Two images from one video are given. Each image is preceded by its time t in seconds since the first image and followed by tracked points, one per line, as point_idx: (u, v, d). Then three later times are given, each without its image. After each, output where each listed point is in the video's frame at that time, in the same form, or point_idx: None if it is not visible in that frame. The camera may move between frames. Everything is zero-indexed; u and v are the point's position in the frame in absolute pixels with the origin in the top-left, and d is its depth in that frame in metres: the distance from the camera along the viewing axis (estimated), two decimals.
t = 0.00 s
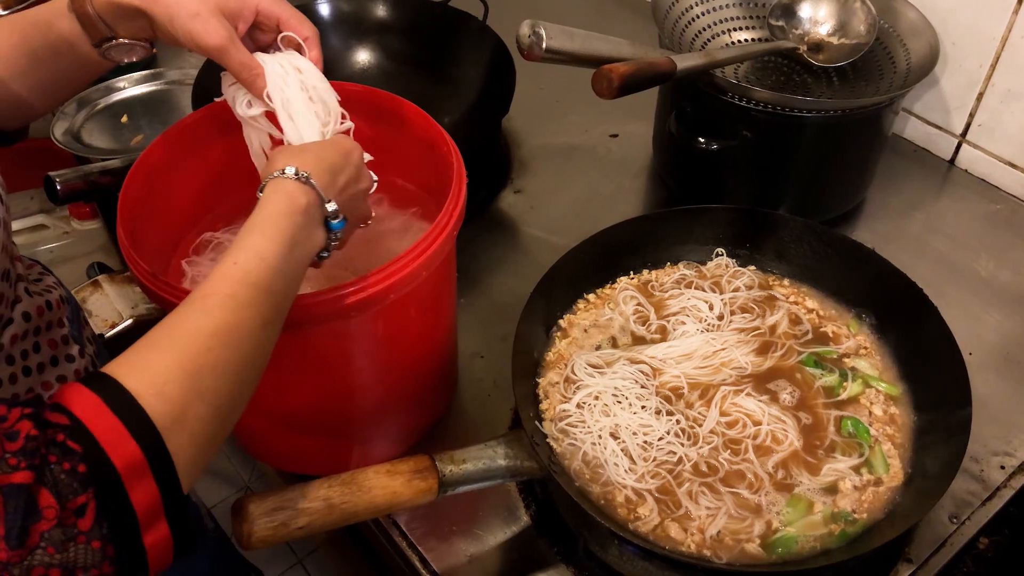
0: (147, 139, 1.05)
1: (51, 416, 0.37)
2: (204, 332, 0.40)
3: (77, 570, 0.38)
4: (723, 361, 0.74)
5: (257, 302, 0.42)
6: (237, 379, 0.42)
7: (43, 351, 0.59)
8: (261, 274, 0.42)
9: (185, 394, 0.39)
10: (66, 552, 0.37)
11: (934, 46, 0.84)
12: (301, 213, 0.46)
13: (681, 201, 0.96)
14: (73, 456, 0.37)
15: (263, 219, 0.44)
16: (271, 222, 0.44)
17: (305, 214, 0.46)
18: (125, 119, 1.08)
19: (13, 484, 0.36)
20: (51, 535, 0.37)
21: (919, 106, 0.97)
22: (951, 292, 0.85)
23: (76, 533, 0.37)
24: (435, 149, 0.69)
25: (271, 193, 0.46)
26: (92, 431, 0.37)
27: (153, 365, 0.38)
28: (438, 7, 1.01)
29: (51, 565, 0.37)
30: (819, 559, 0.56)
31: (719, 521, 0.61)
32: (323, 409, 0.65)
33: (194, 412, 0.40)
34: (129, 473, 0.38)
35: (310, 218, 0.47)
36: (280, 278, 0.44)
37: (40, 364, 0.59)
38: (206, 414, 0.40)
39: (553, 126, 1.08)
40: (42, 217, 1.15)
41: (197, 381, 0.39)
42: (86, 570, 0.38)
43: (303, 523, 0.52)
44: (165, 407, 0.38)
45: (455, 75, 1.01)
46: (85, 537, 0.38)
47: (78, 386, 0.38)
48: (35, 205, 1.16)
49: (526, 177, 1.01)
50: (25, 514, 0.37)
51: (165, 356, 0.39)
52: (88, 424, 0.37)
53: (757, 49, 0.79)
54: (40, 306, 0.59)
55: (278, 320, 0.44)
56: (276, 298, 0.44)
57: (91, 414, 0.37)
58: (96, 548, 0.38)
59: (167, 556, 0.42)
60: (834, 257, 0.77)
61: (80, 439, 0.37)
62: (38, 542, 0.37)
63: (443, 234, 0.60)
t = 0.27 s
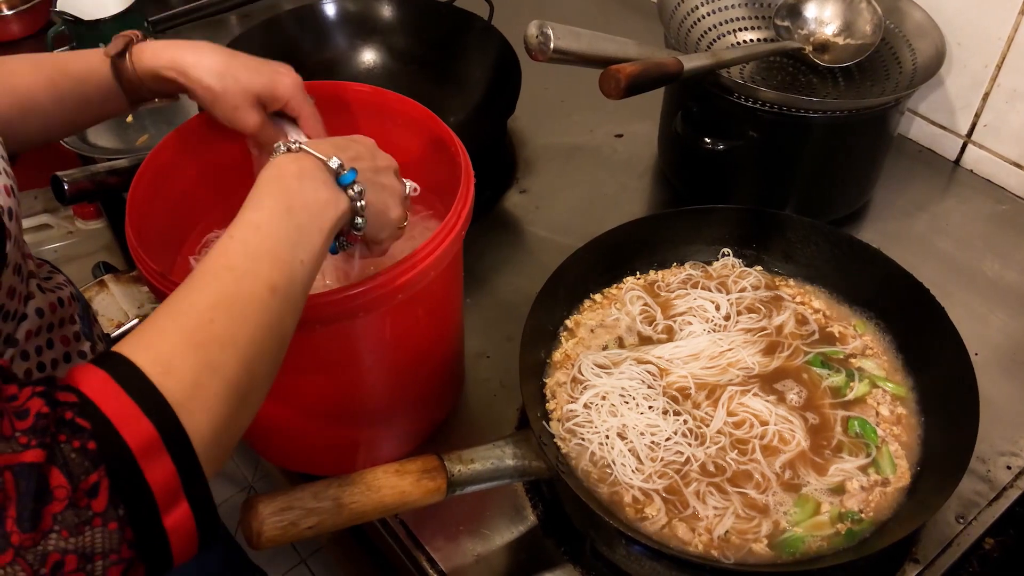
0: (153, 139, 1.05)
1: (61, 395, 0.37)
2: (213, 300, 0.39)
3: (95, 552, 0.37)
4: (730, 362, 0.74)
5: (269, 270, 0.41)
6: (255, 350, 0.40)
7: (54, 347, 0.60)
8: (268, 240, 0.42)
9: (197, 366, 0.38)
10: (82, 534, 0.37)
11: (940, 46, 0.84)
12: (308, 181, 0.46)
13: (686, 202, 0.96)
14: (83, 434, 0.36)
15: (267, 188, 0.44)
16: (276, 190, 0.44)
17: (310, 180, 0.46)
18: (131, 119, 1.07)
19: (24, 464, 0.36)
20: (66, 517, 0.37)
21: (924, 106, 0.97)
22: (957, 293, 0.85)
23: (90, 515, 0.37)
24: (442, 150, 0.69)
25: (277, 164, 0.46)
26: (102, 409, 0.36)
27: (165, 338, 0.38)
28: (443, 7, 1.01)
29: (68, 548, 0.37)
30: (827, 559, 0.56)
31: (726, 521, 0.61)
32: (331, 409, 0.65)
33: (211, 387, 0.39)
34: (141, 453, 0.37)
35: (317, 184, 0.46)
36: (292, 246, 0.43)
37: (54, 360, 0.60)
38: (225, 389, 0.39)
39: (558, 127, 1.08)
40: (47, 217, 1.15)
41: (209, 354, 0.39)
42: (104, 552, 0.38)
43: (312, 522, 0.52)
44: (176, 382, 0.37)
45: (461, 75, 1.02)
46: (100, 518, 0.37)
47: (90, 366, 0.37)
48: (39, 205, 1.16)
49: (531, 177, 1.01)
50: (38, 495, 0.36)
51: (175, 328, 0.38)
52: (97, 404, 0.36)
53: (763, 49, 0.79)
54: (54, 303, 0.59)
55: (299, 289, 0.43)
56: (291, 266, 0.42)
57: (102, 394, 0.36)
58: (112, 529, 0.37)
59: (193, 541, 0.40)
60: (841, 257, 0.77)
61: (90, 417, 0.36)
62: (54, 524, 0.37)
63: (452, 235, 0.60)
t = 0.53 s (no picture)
0: (156, 138, 1.05)
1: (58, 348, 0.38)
2: (195, 239, 0.39)
3: (113, 505, 0.39)
4: (735, 361, 0.74)
5: (245, 205, 0.41)
6: (240, 284, 0.40)
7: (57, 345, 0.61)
8: (240, 174, 0.42)
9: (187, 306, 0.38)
10: (98, 488, 0.38)
11: (944, 46, 0.84)
12: (275, 117, 0.46)
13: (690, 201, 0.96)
14: (83, 388, 0.37)
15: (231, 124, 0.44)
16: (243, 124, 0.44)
17: (274, 113, 0.46)
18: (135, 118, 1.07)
19: (32, 424, 0.37)
20: (78, 473, 0.38)
21: (928, 105, 0.97)
22: (961, 292, 0.85)
23: (103, 469, 0.38)
24: (447, 148, 0.69)
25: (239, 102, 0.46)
26: (102, 361, 0.37)
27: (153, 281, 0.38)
28: (447, 6, 1.01)
29: (86, 503, 0.38)
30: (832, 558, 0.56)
31: (731, 520, 0.61)
32: (335, 407, 0.65)
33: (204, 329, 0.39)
34: (145, 402, 0.37)
35: (283, 116, 0.46)
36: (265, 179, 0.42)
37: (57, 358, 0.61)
38: (222, 331, 0.39)
39: (561, 125, 1.08)
40: (49, 215, 1.15)
41: (194, 295, 0.38)
42: (121, 505, 0.39)
43: (318, 520, 0.53)
44: (167, 321, 0.38)
45: (464, 73, 1.02)
46: (113, 471, 0.38)
47: (85, 321, 0.38)
48: (41, 203, 1.16)
49: (534, 175, 1.01)
50: (49, 451, 0.37)
51: (160, 275, 0.38)
52: (95, 356, 0.37)
53: (767, 48, 0.79)
54: (57, 300, 0.61)
55: (279, 223, 0.42)
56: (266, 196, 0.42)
57: (98, 347, 0.37)
58: (127, 480, 0.39)
59: (210, 487, 0.42)
60: (846, 256, 0.77)
61: (89, 370, 0.37)
62: (68, 481, 0.38)
63: (457, 233, 0.60)
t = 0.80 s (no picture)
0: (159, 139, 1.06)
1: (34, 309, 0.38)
2: (176, 173, 0.39)
3: (103, 462, 0.40)
4: (735, 362, 0.74)
5: (228, 134, 0.41)
6: (222, 215, 0.40)
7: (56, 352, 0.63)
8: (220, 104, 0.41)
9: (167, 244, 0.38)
10: (82, 448, 0.39)
11: (944, 49, 0.85)
12: (255, 32, 0.44)
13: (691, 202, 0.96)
14: (56, 348, 0.37)
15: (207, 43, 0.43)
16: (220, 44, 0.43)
17: (254, 29, 0.45)
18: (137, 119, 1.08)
19: (8, 386, 0.37)
20: (61, 434, 0.38)
21: (928, 107, 0.97)
22: (961, 293, 0.85)
23: (86, 429, 0.38)
24: (450, 151, 0.69)
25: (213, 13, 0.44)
26: (76, 320, 0.37)
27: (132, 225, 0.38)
28: (449, 8, 1.02)
29: (74, 461, 0.39)
30: (831, 558, 0.57)
31: (731, 521, 0.61)
32: (338, 407, 0.66)
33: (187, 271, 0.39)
34: (123, 357, 0.37)
35: (263, 33, 0.45)
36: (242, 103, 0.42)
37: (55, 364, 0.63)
38: (212, 267, 0.39)
39: (563, 127, 1.08)
40: (53, 216, 1.16)
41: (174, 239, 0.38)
42: (111, 461, 0.40)
43: (322, 520, 0.53)
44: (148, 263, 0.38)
45: (466, 75, 1.02)
46: (97, 431, 0.38)
47: (59, 278, 0.38)
48: (44, 204, 1.17)
49: (536, 176, 1.02)
50: (29, 413, 0.37)
51: (144, 218, 0.38)
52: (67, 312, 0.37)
53: (767, 50, 0.79)
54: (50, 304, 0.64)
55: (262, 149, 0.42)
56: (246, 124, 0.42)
57: (73, 311, 0.37)
58: (111, 439, 0.39)
59: (207, 436, 0.42)
60: (846, 257, 0.78)
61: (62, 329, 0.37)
62: (52, 442, 0.38)
63: (459, 235, 0.60)
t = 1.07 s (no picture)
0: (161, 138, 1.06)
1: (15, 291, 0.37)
2: (195, 155, 0.40)
3: (84, 447, 0.40)
4: (736, 362, 0.74)
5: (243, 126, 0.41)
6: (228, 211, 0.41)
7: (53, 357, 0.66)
8: (243, 88, 0.42)
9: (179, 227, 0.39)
10: (63, 433, 0.39)
11: (944, 49, 0.85)
12: (277, 20, 0.44)
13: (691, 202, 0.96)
14: (35, 332, 0.37)
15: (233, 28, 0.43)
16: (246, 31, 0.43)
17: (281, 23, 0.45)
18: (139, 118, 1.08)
19: None
20: (40, 419, 0.38)
21: (929, 107, 0.97)
22: (961, 293, 0.85)
23: (67, 415, 0.38)
24: (451, 150, 0.69)
25: None
26: (59, 304, 0.37)
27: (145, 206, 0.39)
28: (450, 7, 1.02)
29: (53, 447, 0.39)
30: (831, 557, 0.57)
31: (732, 520, 0.61)
32: (339, 406, 0.66)
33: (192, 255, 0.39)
34: (109, 343, 0.37)
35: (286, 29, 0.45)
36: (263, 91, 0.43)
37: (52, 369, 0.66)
38: (220, 258, 0.41)
39: (564, 127, 1.08)
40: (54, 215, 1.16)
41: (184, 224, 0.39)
42: (94, 447, 0.40)
43: (323, 519, 0.53)
44: (155, 246, 0.38)
45: (467, 75, 1.02)
46: (77, 416, 0.38)
47: (48, 259, 0.38)
48: (45, 203, 1.17)
49: (537, 176, 1.02)
50: (6, 397, 0.37)
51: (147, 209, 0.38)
52: (51, 296, 0.37)
53: (768, 50, 0.79)
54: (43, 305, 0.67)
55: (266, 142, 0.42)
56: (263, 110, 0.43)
57: (60, 293, 0.37)
58: (92, 426, 0.39)
59: (197, 422, 0.42)
60: (846, 257, 0.78)
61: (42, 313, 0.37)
62: (30, 427, 0.38)
63: (460, 234, 0.60)
